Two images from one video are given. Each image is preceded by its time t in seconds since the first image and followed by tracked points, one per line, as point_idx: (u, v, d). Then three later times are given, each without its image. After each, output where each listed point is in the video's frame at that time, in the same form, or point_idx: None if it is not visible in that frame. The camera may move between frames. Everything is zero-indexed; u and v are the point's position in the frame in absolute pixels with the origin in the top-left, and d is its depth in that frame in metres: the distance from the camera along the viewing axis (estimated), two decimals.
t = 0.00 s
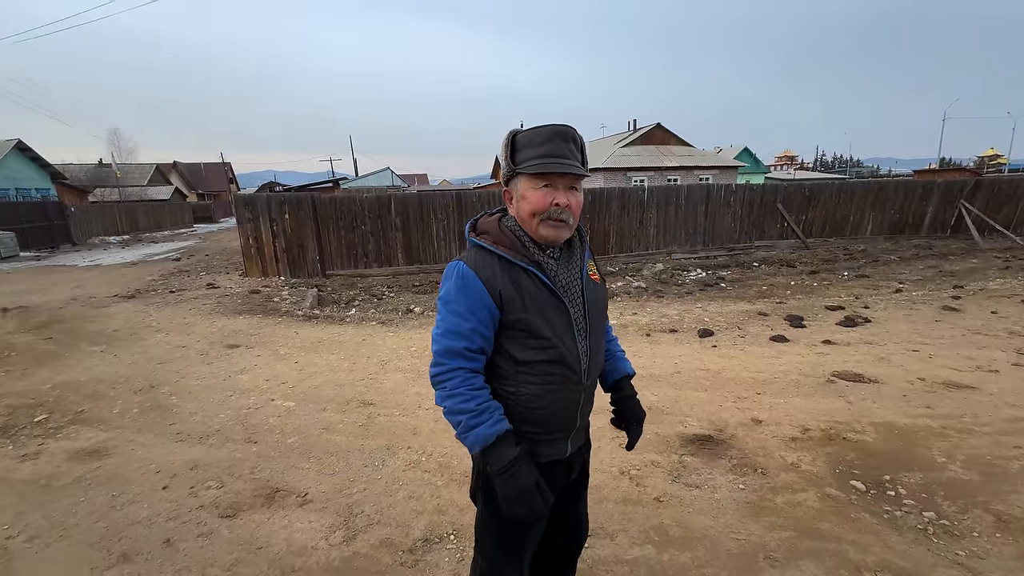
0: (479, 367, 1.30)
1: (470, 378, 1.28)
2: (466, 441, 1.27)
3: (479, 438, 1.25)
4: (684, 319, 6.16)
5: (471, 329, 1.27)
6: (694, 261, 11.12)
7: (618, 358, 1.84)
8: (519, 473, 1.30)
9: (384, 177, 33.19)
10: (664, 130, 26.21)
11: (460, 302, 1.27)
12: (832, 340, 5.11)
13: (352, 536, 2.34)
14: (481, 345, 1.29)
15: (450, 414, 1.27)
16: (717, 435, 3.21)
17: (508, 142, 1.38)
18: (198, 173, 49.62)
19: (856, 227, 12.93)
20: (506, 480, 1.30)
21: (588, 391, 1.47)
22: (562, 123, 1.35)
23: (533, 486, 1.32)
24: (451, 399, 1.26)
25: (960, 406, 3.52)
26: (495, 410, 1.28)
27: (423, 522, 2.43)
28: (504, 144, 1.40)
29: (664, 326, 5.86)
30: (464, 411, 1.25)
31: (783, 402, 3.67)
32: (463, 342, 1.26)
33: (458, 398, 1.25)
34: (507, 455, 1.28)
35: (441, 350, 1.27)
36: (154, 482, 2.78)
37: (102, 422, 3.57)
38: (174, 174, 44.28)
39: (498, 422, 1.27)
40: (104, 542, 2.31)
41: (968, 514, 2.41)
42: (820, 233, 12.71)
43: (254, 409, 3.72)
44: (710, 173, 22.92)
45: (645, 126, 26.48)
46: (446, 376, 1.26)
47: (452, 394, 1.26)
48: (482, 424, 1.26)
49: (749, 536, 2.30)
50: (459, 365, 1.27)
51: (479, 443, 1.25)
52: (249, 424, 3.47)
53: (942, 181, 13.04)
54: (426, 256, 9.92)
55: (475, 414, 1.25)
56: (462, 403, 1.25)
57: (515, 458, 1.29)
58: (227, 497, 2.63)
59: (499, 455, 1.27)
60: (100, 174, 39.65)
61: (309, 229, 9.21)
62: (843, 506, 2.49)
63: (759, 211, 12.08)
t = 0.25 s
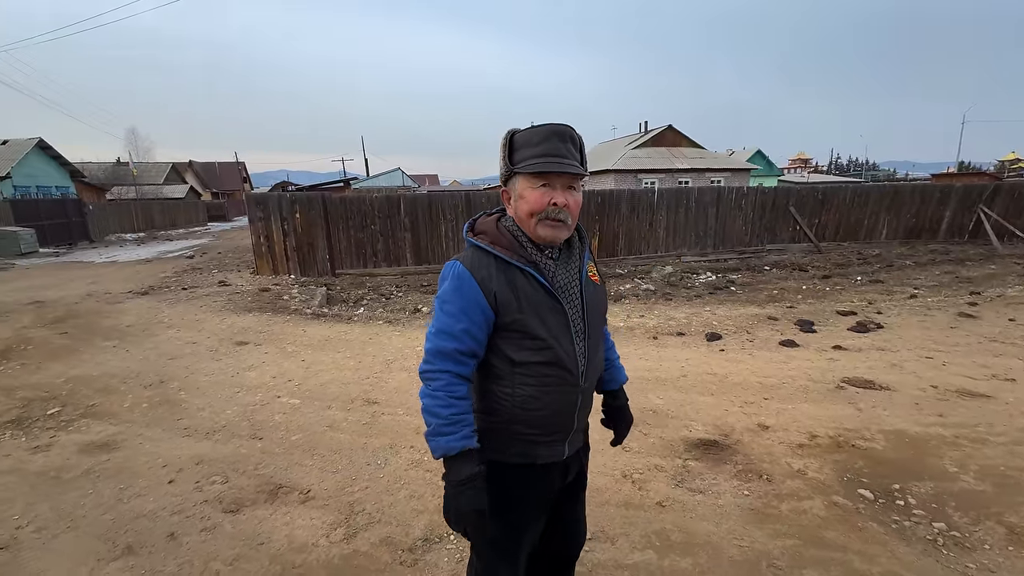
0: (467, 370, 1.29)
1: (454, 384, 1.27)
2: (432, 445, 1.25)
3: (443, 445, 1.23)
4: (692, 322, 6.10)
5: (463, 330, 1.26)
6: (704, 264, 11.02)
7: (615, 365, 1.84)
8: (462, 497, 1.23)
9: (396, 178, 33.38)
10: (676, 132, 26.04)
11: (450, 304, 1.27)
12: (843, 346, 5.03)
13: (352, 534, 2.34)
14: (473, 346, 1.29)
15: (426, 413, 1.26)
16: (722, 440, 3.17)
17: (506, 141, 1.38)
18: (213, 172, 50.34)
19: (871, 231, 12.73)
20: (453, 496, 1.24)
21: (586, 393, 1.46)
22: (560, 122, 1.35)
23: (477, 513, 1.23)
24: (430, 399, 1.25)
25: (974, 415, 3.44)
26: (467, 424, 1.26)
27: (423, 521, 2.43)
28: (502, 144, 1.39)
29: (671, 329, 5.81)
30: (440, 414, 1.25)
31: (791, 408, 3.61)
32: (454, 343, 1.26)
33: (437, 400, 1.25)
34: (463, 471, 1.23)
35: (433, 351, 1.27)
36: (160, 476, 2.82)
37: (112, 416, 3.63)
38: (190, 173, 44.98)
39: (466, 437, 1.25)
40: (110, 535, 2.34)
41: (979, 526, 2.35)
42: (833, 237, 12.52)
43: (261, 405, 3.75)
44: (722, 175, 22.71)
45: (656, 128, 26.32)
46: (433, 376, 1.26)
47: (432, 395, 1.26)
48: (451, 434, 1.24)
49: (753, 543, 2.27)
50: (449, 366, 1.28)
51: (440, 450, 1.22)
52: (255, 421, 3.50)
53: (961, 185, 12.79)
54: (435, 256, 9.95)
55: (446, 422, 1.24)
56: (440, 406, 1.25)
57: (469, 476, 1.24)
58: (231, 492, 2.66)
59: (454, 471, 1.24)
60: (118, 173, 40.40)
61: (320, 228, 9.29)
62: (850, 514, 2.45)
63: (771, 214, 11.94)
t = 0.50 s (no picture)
0: (470, 372, 1.29)
1: (454, 385, 1.27)
2: (430, 444, 1.26)
3: (439, 446, 1.24)
4: (701, 327, 6.05)
5: (467, 332, 1.27)
6: (714, 269, 10.94)
7: (620, 368, 1.84)
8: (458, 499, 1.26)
9: (406, 179, 33.57)
10: (687, 135, 25.89)
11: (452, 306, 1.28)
12: (855, 353, 4.95)
13: (357, 534, 2.35)
14: (477, 348, 1.29)
15: (426, 412, 1.28)
16: (731, 447, 3.13)
17: (518, 143, 1.38)
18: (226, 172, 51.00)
19: (884, 237, 12.55)
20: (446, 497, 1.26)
21: (591, 397, 1.45)
22: (573, 126, 1.34)
23: (471, 515, 1.27)
24: (430, 399, 1.27)
25: (990, 426, 3.36)
26: (465, 427, 1.26)
27: (428, 522, 2.43)
28: (513, 145, 1.39)
29: (680, 333, 5.77)
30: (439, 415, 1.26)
31: (801, 415, 3.57)
32: (457, 344, 1.26)
33: (437, 400, 1.26)
34: (457, 474, 1.26)
35: (437, 351, 1.27)
36: (170, 472, 2.85)
37: (124, 411, 3.68)
38: (204, 173, 45.62)
39: (464, 439, 1.26)
40: (119, 529, 2.37)
41: (995, 540, 2.30)
42: (846, 243, 12.36)
43: (269, 403, 3.79)
44: (733, 179, 22.55)
45: (667, 132, 26.20)
46: (434, 376, 1.27)
47: (432, 395, 1.27)
48: (448, 435, 1.25)
49: (760, 552, 2.24)
50: (451, 368, 1.28)
51: (437, 451, 1.23)
52: (263, 418, 3.53)
53: (978, 191, 12.57)
54: (443, 257, 9.99)
55: (444, 423, 1.25)
56: (439, 407, 1.26)
57: (465, 479, 1.26)
58: (239, 489, 2.68)
59: (449, 474, 1.25)
60: (134, 172, 41.06)
61: (330, 229, 9.36)
62: (861, 525, 2.41)
63: (782, 219, 11.82)
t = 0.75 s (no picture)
0: (477, 377, 1.29)
1: (467, 388, 1.27)
2: (453, 449, 1.25)
3: (464, 449, 1.23)
4: (707, 333, 6.02)
5: (474, 337, 1.27)
6: (721, 274, 10.89)
7: (628, 375, 1.83)
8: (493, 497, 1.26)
9: (413, 182, 33.74)
10: (694, 140, 25.84)
11: (460, 312, 1.28)
12: (863, 361, 4.90)
13: (361, 536, 2.35)
14: (484, 353, 1.29)
15: (441, 417, 1.27)
16: (736, 454, 3.11)
17: (531, 149, 1.37)
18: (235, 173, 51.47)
19: (894, 244, 12.43)
20: (480, 497, 1.26)
21: (596, 403, 1.45)
22: (588, 137, 1.34)
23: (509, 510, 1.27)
24: (444, 404, 1.26)
25: (1001, 437, 3.31)
26: (486, 424, 1.26)
27: (431, 525, 2.43)
28: (526, 149, 1.39)
29: (685, 339, 5.74)
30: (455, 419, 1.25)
31: (808, 423, 3.53)
32: (464, 349, 1.26)
33: (451, 405, 1.25)
34: (486, 472, 1.25)
35: (444, 356, 1.28)
36: (175, 471, 2.87)
37: (131, 410, 3.71)
38: (213, 174, 46.07)
39: (487, 437, 1.25)
40: (125, 527, 2.38)
41: (1006, 553, 2.26)
42: (855, 249, 12.26)
43: (275, 404, 3.81)
44: (740, 184, 22.44)
45: (674, 136, 26.15)
46: (444, 382, 1.27)
47: (446, 400, 1.26)
48: (470, 436, 1.24)
49: (766, 561, 2.22)
50: (459, 372, 1.27)
51: (462, 454, 1.23)
52: (268, 419, 3.55)
53: (990, 198, 12.42)
54: (449, 260, 10.01)
55: (464, 425, 1.24)
56: (455, 411, 1.25)
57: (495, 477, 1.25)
58: (243, 489, 2.69)
59: (478, 473, 1.24)
60: (145, 173, 41.56)
61: (337, 230, 9.42)
62: (869, 535, 2.37)
63: (790, 224, 11.74)
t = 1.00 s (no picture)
0: (478, 381, 1.29)
1: (465, 392, 1.27)
2: (447, 453, 1.25)
3: (457, 455, 1.23)
4: (710, 337, 6.00)
5: (476, 340, 1.27)
6: (724, 279, 10.86)
7: (632, 380, 1.82)
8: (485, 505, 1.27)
9: (416, 184, 33.84)
10: (697, 144, 25.85)
11: (462, 315, 1.28)
12: (867, 366, 4.88)
13: (362, 538, 2.35)
14: (486, 356, 1.29)
15: (439, 421, 1.27)
16: (739, 460, 3.09)
17: (530, 152, 1.38)
18: (240, 175, 51.73)
19: (898, 249, 12.38)
20: (469, 504, 1.26)
21: (599, 407, 1.45)
22: (586, 137, 1.34)
23: (497, 519, 1.27)
24: (443, 408, 1.26)
25: (1007, 444, 3.29)
26: (481, 432, 1.26)
27: (432, 528, 2.42)
28: (525, 154, 1.40)
29: (688, 343, 5.73)
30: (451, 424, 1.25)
31: (812, 429, 3.51)
32: (466, 352, 1.26)
33: (450, 409, 1.26)
34: (478, 480, 1.25)
35: (446, 359, 1.27)
36: (178, 472, 2.87)
37: (134, 410, 3.73)
38: (218, 176, 46.31)
39: (481, 444, 1.25)
40: (127, 527, 2.39)
41: (1013, 562, 2.24)
42: (859, 254, 12.21)
43: (277, 405, 3.81)
44: (744, 189, 22.42)
45: (677, 140, 26.16)
46: (443, 385, 1.26)
47: (445, 404, 1.26)
48: (463, 443, 1.24)
49: (769, 568, 2.20)
50: (460, 375, 1.27)
51: (455, 459, 1.23)
52: (270, 420, 3.55)
53: (995, 204, 12.37)
54: (452, 262, 10.03)
55: (460, 430, 1.24)
56: (453, 415, 1.25)
57: (485, 485, 1.26)
58: (245, 490, 2.69)
59: (469, 479, 1.25)
60: (150, 174, 41.82)
61: (340, 232, 9.44)
62: (873, 543, 2.35)
63: (794, 229, 11.71)
